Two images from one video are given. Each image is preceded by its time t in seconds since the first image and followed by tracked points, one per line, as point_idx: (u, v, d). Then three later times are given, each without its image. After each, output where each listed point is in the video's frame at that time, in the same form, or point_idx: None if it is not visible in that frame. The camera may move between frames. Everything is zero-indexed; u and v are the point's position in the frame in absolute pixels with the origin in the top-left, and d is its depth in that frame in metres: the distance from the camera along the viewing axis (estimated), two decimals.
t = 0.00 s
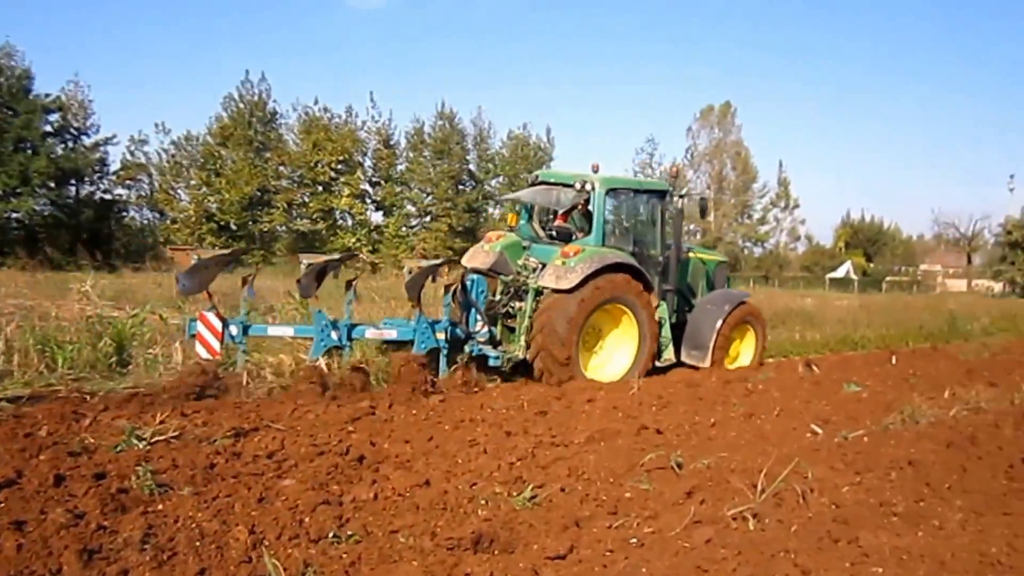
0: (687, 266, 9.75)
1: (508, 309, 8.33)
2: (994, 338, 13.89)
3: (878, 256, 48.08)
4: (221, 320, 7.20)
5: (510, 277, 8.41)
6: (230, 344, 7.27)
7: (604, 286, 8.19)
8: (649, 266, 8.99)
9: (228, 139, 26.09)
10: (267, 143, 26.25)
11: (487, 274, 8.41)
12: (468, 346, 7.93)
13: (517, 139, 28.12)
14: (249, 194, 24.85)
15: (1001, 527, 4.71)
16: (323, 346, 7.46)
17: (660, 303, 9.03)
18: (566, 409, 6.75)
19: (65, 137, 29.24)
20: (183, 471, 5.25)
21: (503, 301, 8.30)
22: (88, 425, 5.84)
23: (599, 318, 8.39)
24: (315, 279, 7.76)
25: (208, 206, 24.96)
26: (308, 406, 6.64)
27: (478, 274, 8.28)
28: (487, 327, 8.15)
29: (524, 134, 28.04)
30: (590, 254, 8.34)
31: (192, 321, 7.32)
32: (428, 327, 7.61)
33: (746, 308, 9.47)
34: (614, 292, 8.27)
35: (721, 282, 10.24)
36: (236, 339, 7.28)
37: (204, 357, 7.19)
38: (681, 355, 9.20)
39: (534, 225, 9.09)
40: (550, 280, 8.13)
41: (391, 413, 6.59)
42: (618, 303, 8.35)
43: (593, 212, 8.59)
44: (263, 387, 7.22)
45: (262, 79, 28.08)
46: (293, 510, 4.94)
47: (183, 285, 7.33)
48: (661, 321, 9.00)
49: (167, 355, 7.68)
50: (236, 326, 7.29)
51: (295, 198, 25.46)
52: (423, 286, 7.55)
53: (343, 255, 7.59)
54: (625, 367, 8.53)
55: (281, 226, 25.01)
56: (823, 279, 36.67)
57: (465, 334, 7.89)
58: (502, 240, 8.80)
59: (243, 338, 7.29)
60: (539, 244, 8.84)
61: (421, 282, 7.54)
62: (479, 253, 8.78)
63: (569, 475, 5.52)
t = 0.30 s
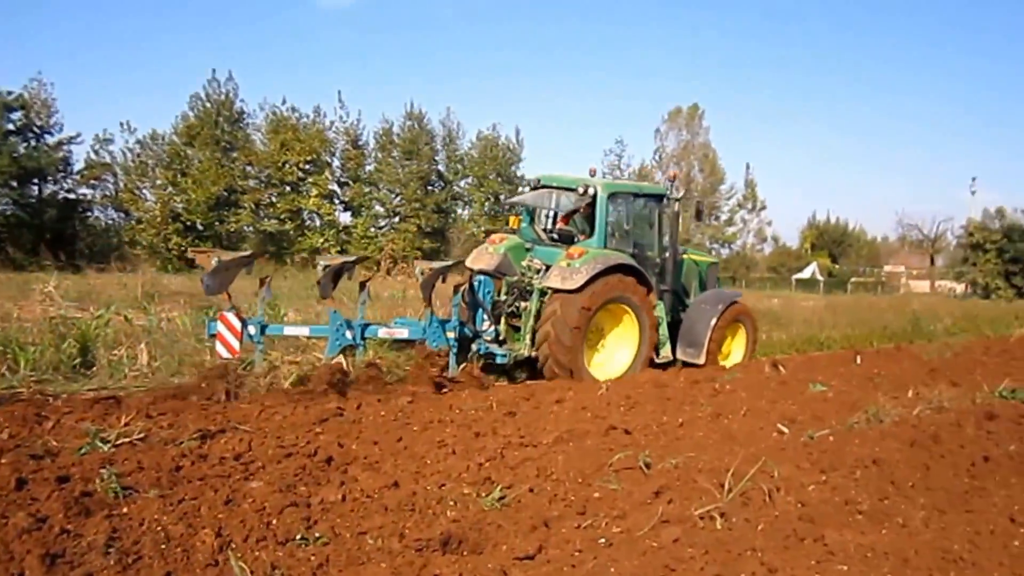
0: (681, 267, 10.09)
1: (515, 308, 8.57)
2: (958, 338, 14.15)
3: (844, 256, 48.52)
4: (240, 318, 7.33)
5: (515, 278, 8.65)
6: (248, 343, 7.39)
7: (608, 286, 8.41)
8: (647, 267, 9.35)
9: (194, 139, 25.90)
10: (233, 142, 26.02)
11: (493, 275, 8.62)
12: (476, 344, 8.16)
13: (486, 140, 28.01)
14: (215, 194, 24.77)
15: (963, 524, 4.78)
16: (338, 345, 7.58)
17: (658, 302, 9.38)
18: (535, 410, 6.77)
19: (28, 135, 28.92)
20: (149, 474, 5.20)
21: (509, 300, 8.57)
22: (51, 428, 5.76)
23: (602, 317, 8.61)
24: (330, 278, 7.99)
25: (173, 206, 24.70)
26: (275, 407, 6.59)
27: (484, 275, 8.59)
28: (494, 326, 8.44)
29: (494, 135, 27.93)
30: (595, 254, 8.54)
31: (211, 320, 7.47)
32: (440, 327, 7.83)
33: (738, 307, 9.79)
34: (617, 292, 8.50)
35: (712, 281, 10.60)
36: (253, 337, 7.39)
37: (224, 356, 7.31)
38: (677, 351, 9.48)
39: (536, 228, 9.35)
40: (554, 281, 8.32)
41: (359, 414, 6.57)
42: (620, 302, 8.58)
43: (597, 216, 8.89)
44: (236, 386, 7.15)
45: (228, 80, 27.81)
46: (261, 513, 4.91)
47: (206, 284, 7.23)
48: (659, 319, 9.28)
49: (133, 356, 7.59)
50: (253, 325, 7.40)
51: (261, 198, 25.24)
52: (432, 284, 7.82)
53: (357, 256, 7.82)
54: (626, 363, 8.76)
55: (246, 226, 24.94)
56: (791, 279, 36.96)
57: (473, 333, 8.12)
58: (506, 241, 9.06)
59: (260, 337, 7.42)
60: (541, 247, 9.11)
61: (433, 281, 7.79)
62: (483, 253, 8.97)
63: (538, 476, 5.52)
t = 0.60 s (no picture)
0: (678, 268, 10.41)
1: (522, 308, 8.82)
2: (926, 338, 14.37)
3: (814, 258, 48.95)
4: (263, 318, 7.60)
5: (521, 279, 8.86)
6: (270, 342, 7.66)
7: (612, 286, 8.72)
8: (648, 268, 9.64)
9: (165, 137, 25.63)
10: (205, 142, 25.78)
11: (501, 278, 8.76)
12: (485, 344, 8.52)
13: (460, 140, 27.85)
14: (186, 193, 24.61)
15: (930, 522, 4.85)
16: (355, 344, 7.90)
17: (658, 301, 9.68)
18: (508, 410, 6.78)
19: None
20: (118, 476, 5.15)
21: (516, 301, 8.82)
22: (18, 431, 5.69)
23: (605, 317, 8.93)
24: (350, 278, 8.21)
25: (144, 206, 24.26)
26: (246, 409, 6.55)
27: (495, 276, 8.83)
28: (503, 325, 8.72)
29: (468, 135, 27.76)
30: (599, 255, 8.82)
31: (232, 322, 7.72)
32: (452, 327, 8.22)
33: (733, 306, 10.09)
34: (620, 291, 8.81)
35: (706, 282, 10.93)
36: (275, 337, 7.65)
37: (246, 356, 7.57)
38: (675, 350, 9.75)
39: (540, 232, 9.69)
40: (561, 282, 8.58)
41: (331, 415, 6.53)
42: (623, 301, 8.90)
43: (600, 220, 9.20)
44: (206, 391, 7.09)
45: (200, 79, 28.02)
46: (232, 515, 4.87)
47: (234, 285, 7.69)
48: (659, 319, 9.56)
49: (102, 357, 7.51)
50: (275, 326, 7.67)
51: (233, 198, 25.34)
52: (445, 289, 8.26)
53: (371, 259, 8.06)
54: (630, 360, 9.11)
55: (219, 225, 24.77)
56: (762, 280, 37.25)
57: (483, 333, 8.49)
58: (511, 245, 9.10)
59: (282, 336, 7.67)
60: (546, 251, 9.23)
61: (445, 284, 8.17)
62: (489, 257, 9.03)
63: (511, 476, 5.53)
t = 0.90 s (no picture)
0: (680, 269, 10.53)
1: (531, 308, 9.00)
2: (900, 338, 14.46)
3: (790, 258, 49.21)
4: (287, 318, 7.66)
5: (530, 280, 9.02)
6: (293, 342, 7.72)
7: (620, 287, 8.95)
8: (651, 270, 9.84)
9: (140, 137, 25.33)
10: (181, 142, 25.55)
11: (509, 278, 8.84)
12: (497, 343, 8.58)
13: (437, 141, 27.91)
14: (162, 193, 24.40)
15: (905, 520, 4.88)
16: (375, 343, 7.93)
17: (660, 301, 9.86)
18: (485, 410, 6.80)
19: None
20: (93, 478, 5.13)
21: (525, 301, 8.99)
22: None
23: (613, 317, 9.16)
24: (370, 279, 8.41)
25: (119, 205, 24.00)
26: (223, 410, 6.53)
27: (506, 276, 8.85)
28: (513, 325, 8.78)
29: (444, 135, 27.87)
30: (606, 258, 9.02)
31: (257, 321, 7.82)
32: (466, 326, 8.26)
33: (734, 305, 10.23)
34: (628, 292, 9.04)
35: (706, 282, 11.05)
36: (298, 336, 7.75)
37: (271, 353, 7.66)
38: (676, 347, 9.88)
39: (547, 234, 9.75)
40: (570, 283, 8.84)
41: (308, 416, 6.53)
42: (630, 302, 9.12)
43: (608, 224, 9.38)
44: (177, 393, 7.05)
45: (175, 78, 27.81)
46: (209, 516, 4.85)
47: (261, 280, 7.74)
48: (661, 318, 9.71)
49: (77, 359, 7.49)
50: (297, 325, 7.75)
51: (210, 198, 25.16)
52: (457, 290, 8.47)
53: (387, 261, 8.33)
54: (636, 359, 9.32)
55: (195, 225, 24.55)
56: (739, 280, 37.42)
57: (494, 333, 8.53)
58: (520, 245, 9.35)
59: (305, 335, 7.77)
60: (554, 251, 9.53)
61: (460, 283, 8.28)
62: (496, 258, 9.16)
63: (489, 477, 5.53)
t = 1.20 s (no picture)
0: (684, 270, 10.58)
1: (543, 308, 9.05)
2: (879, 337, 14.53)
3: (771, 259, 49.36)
4: (311, 318, 7.86)
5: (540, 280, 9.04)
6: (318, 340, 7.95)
7: (630, 288, 9.09)
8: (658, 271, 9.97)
9: (121, 137, 25.13)
10: (161, 141, 25.40)
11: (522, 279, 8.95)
12: (510, 341, 8.73)
13: (418, 141, 27.87)
14: (143, 193, 24.22)
15: (885, 519, 4.92)
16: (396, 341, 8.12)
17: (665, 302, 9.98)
18: (467, 410, 6.80)
19: None
20: (73, 479, 5.10)
21: (537, 301, 9.04)
22: None
23: (623, 317, 9.28)
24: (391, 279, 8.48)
25: (99, 205, 23.80)
26: (203, 411, 6.51)
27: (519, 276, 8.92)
28: (526, 324, 8.89)
29: (425, 136, 27.81)
30: (616, 260, 9.16)
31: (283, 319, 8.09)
32: (483, 325, 8.44)
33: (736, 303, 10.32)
34: (637, 293, 9.18)
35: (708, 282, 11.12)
36: (322, 334, 7.96)
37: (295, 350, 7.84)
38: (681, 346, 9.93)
39: (557, 236, 9.91)
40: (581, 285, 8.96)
41: (290, 416, 6.53)
42: (640, 303, 9.25)
43: (617, 227, 9.53)
44: (157, 393, 7.02)
45: (154, 78, 27.64)
46: (189, 517, 4.84)
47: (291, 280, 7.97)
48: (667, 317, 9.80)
49: (56, 360, 7.45)
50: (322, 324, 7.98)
51: (191, 198, 25.06)
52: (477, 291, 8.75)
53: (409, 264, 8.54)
54: (643, 358, 9.42)
55: (176, 225, 24.42)
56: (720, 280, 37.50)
57: (507, 332, 8.68)
58: (529, 249, 9.46)
59: (328, 334, 7.99)
60: (563, 252, 9.70)
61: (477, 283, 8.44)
62: (509, 260, 9.35)
63: (470, 477, 5.54)
